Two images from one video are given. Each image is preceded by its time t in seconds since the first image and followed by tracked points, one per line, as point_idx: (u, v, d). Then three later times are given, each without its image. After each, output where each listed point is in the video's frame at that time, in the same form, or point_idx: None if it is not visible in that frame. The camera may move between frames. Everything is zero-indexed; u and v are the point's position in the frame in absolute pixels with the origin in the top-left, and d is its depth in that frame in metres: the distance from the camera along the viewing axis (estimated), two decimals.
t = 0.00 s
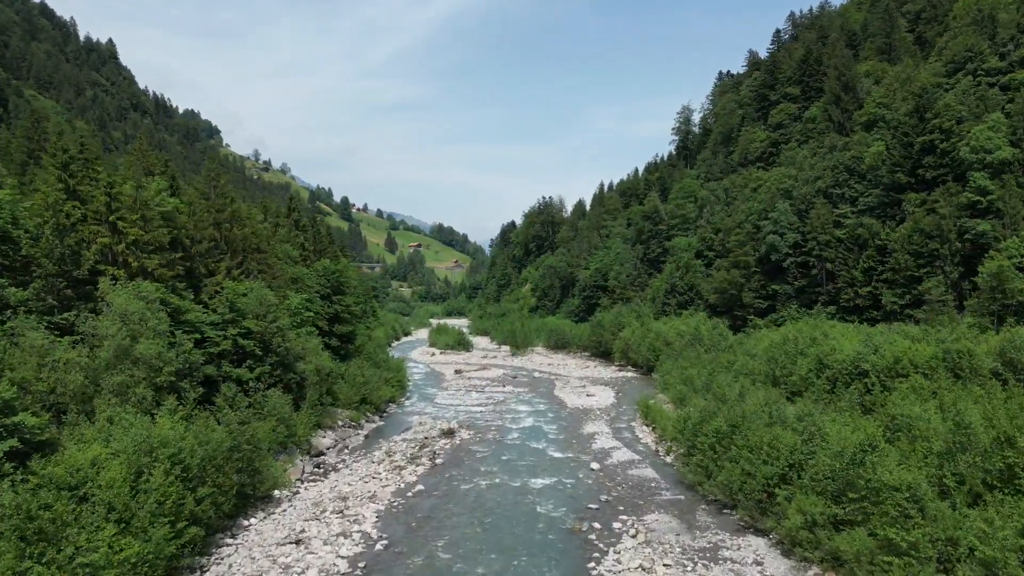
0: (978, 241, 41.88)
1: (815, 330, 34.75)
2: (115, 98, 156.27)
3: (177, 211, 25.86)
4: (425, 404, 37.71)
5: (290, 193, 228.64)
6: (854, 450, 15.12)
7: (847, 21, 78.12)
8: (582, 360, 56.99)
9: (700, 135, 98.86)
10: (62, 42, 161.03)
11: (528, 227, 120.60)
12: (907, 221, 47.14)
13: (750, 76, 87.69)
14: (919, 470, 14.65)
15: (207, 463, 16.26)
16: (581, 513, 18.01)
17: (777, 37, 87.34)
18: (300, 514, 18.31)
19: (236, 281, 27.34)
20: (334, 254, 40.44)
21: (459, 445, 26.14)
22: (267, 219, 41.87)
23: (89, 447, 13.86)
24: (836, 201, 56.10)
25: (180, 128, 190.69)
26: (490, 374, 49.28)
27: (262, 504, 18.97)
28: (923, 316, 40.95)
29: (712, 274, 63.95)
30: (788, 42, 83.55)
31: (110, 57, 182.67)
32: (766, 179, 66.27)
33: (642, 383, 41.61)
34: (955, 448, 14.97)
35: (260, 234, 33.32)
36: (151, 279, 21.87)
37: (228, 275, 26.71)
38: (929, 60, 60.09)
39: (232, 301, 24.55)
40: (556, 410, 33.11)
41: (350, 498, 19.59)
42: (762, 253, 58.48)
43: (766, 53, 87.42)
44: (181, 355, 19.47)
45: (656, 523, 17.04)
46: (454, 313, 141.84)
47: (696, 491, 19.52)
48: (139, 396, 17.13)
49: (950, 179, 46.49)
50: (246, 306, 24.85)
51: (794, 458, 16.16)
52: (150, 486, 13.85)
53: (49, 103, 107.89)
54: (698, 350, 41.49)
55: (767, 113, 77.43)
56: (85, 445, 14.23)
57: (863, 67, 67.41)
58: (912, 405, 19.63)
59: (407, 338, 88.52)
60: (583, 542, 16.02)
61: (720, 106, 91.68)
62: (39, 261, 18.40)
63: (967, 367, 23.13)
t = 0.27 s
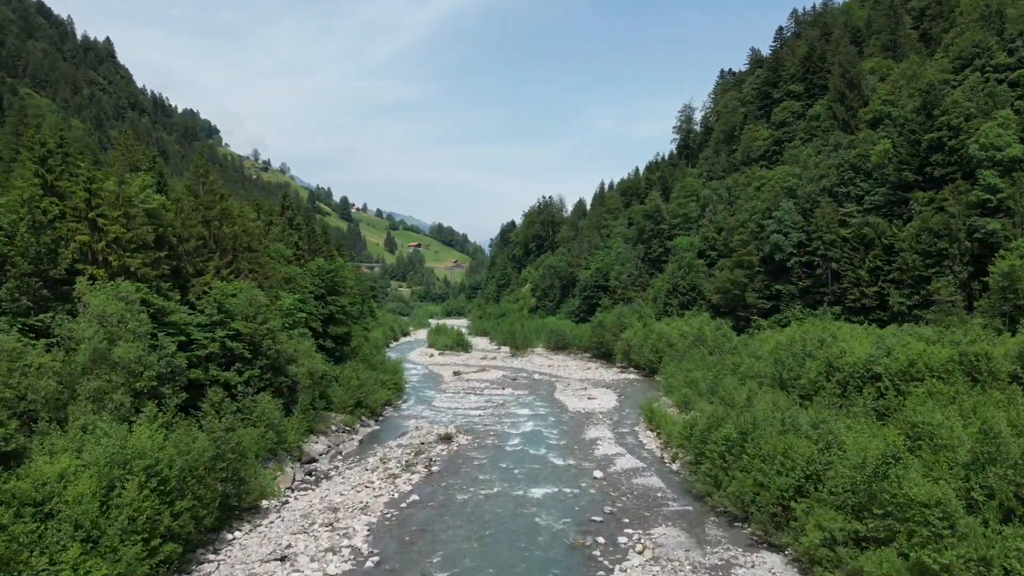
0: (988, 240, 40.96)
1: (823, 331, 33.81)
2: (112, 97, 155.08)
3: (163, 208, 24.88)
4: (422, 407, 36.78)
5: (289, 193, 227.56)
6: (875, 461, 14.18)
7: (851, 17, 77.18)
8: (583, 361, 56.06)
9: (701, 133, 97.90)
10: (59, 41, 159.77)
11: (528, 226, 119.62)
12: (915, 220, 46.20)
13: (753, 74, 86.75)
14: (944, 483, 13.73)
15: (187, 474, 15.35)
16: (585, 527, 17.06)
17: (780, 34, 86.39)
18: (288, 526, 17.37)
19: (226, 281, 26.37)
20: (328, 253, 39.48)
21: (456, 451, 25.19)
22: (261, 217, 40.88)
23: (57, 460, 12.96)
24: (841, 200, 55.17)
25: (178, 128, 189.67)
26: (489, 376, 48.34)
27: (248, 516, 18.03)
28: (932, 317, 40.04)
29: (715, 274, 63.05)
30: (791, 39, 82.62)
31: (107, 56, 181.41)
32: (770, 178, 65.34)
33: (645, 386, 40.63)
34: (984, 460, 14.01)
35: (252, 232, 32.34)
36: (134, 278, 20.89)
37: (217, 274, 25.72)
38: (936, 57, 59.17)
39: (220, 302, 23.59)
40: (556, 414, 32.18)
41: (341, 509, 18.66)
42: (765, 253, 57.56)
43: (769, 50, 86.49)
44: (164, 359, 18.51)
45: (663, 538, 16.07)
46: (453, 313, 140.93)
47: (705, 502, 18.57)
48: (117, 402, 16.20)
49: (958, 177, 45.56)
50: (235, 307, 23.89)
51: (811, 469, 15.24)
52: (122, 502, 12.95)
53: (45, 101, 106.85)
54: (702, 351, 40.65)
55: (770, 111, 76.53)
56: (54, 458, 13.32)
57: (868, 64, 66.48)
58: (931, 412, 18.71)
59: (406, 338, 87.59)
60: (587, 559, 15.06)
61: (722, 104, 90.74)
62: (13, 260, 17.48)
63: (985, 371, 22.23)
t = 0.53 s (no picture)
0: (998, 239, 40.04)
1: (832, 333, 32.89)
2: (109, 95, 153.88)
3: (148, 205, 23.86)
4: (419, 411, 35.85)
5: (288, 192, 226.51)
6: (900, 474, 13.24)
7: (855, 14, 76.26)
8: (584, 362, 55.14)
9: (703, 132, 97.00)
10: (56, 39, 158.58)
11: (527, 226, 118.67)
12: (923, 219, 45.26)
13: (755, 72, 85.85)
14: (976, 498, 12.78)
15: (166, 487, 14.41)
16: (588, 541, 16.10)
17: (782, 31, 85.49)
18: (274, 540, 16.43)
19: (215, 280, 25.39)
20: (323, 253, 38.52)
21: (454, 458, 24.24)
22: (254, 216, 39.88)
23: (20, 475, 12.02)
24: (846, 198, 54.26)
25: (176, 127, 188.65)
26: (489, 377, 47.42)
27: (234, 529, 17.11)
28: (942, 318, 39.11)
29: (718, 274, 62.12)
30: (794, 36, 81.72)
31: (105, 55, 180.21)
32: (773, 176, 64.42)
33: (647, 389, 39.70)
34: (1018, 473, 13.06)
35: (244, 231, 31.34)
36: (115, 278, 19.90)
37: (206, 274, 24.73)
38: (942, 53, 58.27)
39: (208, 303, 22.63)
40: (558, 418, 31.23)
41: (332, 521, 17.72)
42: (769, 253, 56.64)
43: (772, 48, 85.59)
44: (144, 363, 17.52)
45: (673, 554, 15.13)
46: (452, 313, 140.14)
47: (715, 514, 17.61)
48: (92, 410, 15.24)
49: (968, 175, 44.59)
50: (223, 308, 22.92)
51: (831, 481, 14.32)
52: (90, 519, 12.03)
53: (40, 99, 105.73)
54: (706, 353, 39.84)
55: (773, 109, 75.65)
56: (18, 472, 12.41)
57: (872, 61, 65.58)
58: (952, 419, 17.82)
59: (404, 339, 86.59)
60: None
61: (724, 102, 89.84)
62: None
63: (1006, 375, 21.34)
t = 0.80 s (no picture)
0: (1009, 238, 39.06)
1: (841, 334, 31.93)
2: (107, 94, 152.77)
3: (131, 201, 22.87)
4: (416, 414, 34.89)
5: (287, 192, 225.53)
6: (929, 490, 12.29)
7: (859, 10, 75.29)
8: (585, 364, 54.18)
9: (705, 131, 96.12)
10: (53, 37, 157.50)
11: (527, 225, 117.72)
12: (931, 218, 44.30)
13: (758, 70, 84.93)
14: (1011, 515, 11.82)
15: (141, 502, 13.48)
16: (593, 557, 15.12)
17: (786, 28, 84.55)
18: (259, 556, 15.48)
19: (203, 281, 24.44)
20: (317, 252, 37.54)
21: (451, 465, 23.27)
22: (247, 214, 38.85)
23: None
24: (852, 197, 53.31)
25: (175, 126, 187.64)
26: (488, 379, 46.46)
27: (217, 543, 16.14)
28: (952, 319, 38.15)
29: (721, 274, 61.19)
30: (797, 33, 80.78)
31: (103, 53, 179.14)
32: (777, 175, 63.47)
33: (650, 392, 38.74)
34: None
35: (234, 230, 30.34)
36: (94, 278, 18.90)
37: (193, 273, 23.76)
38: (949, 49, 57.31)
39: (194, 304, 21.65)
40: (559, 422, 30.26)
41: (321, 534, 16.75)
42: (773, 253, 55.71)
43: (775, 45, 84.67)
44: (122, 368, 16.55)
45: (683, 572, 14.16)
46: (452, 313, 139.51)
47: (726, 528, 16.65)
48: (62, 419, 14.26)
49: (977, 173, 43.58)
50: (210, 309, 21.96)
51: (853, 496, 13.39)
52: (53, 541, 11.11)
53: (36, 98, 104.69)
54: (710, 355, 39.05)
55: (776, 107, 74.74)
56: None
57: (878, 58, 64.63)
58: (976, 427, 16.88)
59: (403, 340, 85.64)
60: None
61: (726, 100, 88.91)
62: None
63: None
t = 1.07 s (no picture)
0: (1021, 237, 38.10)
1: (851, 336, 31.01)
2: (104, 93, 151.62)
3: (114, 198, 21.92)
4: (414, 418, 33.98)
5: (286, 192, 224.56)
6: (964, 509, 11.33)
7: (864, 7, 74.34)
8: (586, 366, 53.30)
9: (707, 129, 95.23)
10: (50, 36, 156.28)
11: (527, 225, 116.76)
12: (940, 217, 43.33)
13: (761, 68, 84.01)
14: None
15: (112, 520, 12.51)
16: None
17: (789, 25, 83.63)
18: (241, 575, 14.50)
19: (190, 280, 23.52)
20: (312, 251, 36.62)
21: (448, 473, 22.31)
22: (240, 213, 37.87)
23: None
24: (858, 196, 52.38)
25: (173, 125, 186.61)
26: (487, 381, 45.59)
27: (197, 560, 15.20)
28: (962, 320, 37.20)
29: (724, 274, 60.27)
30: (800, 30, 79.88)
31: (100, 52, 177.89)
32: (781, 173, 62.55)
33: (653, 395, 37.78)
34: None
35: (225, 228, 29.35)
36: (70, 277, 17.87)
37: (179, 273, 22.81)
38: (957, 46, 56.37)
39: (179, 305, 20.72)
40: (560, 427, 29.31)
41: (308, 550, 15.80)
42: (777, 252, 54.84)
43: (778, 42, 83.75)
44: (97, 373, 15.60)
45: None
46: (452, 313, 138.81)
47: (738, 543, 15.72)
48: (28, 429, 13.29)
49: (987, 171, 42.61)
50: (196, 311, 21.01)
51: (878, 513, 12.45)
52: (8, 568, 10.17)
53: (31, 96, 103.60)
54: (714, 357, 38.26)
55: (780, 105, 73.84)
56: None
57: (883, 55, 63.71)
58: (1003, 437, 15.95)
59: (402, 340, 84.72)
60: None
61: (729, 99, 87.99)
62: None
63: None
